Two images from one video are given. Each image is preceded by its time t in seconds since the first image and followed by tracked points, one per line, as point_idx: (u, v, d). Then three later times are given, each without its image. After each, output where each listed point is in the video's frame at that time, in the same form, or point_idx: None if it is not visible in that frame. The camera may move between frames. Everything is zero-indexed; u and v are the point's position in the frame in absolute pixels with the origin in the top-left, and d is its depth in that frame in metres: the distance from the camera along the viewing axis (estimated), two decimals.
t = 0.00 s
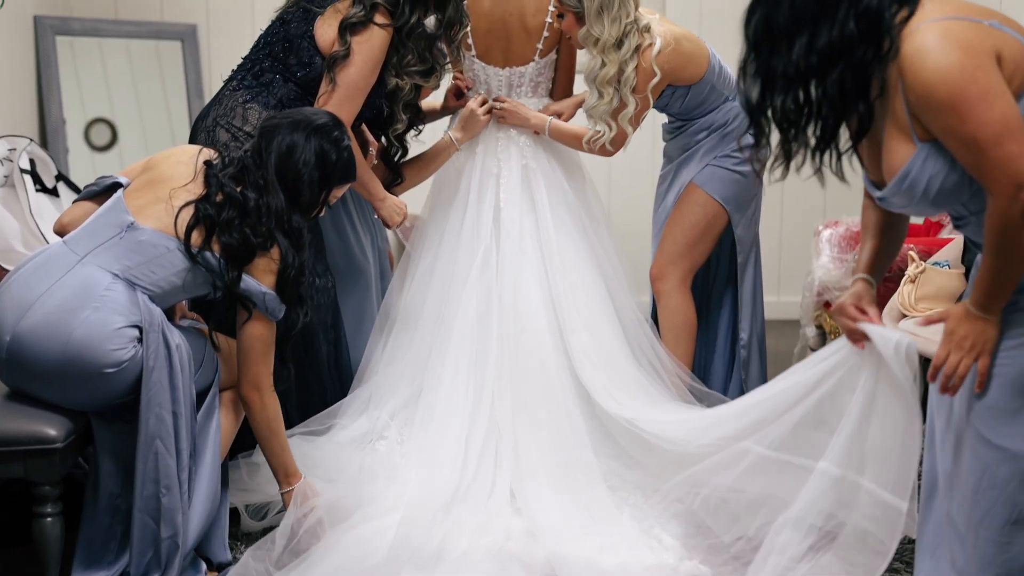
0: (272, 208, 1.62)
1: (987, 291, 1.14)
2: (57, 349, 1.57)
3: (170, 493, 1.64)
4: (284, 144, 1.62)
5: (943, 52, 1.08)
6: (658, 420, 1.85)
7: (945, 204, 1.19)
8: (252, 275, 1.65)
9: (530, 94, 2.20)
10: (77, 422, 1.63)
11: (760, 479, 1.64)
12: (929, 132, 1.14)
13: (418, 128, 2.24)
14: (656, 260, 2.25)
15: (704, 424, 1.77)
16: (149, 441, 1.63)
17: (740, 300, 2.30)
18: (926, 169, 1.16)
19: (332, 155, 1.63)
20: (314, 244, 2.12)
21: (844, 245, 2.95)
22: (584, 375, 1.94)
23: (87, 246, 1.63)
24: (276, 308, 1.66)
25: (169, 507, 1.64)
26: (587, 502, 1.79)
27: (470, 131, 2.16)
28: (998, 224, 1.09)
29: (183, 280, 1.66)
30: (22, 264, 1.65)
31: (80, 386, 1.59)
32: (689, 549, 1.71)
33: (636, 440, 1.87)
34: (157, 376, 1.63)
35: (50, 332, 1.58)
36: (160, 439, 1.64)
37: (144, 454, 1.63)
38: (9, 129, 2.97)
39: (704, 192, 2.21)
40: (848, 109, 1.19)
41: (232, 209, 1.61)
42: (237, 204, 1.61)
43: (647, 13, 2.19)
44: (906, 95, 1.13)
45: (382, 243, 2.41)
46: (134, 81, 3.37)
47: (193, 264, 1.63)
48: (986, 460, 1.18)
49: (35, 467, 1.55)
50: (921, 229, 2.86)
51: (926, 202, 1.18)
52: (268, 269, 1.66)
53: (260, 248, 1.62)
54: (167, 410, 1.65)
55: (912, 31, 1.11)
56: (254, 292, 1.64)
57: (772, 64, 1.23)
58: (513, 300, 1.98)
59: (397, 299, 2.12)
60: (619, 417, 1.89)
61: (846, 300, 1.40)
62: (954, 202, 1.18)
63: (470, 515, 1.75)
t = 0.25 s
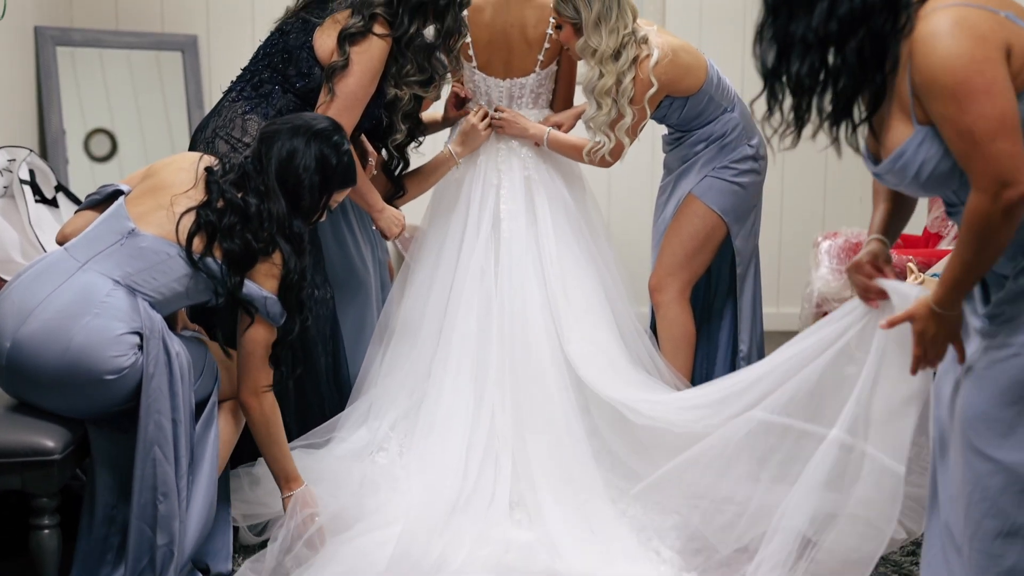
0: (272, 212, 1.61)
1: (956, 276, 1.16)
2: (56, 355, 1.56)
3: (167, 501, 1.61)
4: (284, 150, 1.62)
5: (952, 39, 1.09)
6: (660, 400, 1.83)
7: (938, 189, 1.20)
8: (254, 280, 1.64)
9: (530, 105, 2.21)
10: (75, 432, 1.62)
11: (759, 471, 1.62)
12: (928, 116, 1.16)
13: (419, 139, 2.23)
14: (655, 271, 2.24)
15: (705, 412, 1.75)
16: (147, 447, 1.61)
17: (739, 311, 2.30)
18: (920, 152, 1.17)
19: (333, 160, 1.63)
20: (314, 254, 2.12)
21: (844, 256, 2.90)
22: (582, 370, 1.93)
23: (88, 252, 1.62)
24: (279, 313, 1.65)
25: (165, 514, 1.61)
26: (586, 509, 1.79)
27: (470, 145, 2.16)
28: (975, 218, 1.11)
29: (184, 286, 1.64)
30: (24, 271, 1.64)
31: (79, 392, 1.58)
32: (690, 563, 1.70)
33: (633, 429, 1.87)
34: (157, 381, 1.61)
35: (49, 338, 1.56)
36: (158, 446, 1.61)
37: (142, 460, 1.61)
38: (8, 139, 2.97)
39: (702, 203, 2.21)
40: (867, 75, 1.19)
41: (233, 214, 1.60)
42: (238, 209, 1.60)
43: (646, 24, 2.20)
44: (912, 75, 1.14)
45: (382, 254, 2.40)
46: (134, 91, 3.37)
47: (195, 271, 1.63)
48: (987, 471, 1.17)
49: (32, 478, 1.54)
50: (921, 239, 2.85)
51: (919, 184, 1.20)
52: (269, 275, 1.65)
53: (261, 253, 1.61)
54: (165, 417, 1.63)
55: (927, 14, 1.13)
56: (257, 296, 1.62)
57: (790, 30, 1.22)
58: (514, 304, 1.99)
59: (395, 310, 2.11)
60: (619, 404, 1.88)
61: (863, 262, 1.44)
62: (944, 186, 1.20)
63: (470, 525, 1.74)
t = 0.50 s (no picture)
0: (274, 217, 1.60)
1: (946, 266, 1.16)
2: (53, 356, 1.51)
3: (162, 504, 1.56)
4: (285, 152, 1.60)
5: (964, 26, 1.07)
6: (665, 389, 1.82)
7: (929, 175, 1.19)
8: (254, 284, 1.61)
9: (531, 117, 2.20)
10: (74, 441, 1.61)
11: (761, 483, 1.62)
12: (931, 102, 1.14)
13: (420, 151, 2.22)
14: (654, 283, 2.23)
15: (712, 398, 1.74)
16: (143, 450, 1.56)
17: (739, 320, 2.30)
18: (918, 135, 1.16)
19: (333, 160, 1.62)
20: (314, 264, 2.12)
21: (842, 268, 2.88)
22: (588, 370, 1.93)
23: (89, 253, 1.57)
24: (278, 316, 1.63)
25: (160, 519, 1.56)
26: (585, 518, 1.79)
27: (471, 155, 2.16)
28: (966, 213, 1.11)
29: (184, 289, 1.60)
30: (23, 273, 1.60)
31: (77, 394, 1.53)
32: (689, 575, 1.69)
33: (631, 427, 1.87)
34: (156, 385, 1.56)
35: (46, 338, 1.52)
36: (155, 448, 1.56)
37: (138, 463, 1.56)
38: (8, 149, 2.97)
39: (701, 214, 2.21)
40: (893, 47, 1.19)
41: (234, 219, 1.58)
42: (238, 213, 1.58)
43: (644, 36, 2.20)
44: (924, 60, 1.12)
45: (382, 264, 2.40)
46: (134, 101, 3.37)
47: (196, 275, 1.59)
48: (980, 485, 1.17)
49: (30, 488, 1.53)
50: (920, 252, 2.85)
51: (910, 167, 1.19)
52: (271, 279, 1.62)
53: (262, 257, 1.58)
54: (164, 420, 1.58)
55: None
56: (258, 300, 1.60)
57: None
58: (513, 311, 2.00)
59: (395, 320, 2.11)
60: (624, 397, 1.87)
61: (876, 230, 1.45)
62: (937, 173, 1.19)
63: (469, 535, 1.74)
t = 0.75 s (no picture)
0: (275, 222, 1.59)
1: (948, 259, 1.18)
2: (50, 358, 1.50)
3: (157, 507, 1.53)
4: (288, 154, 1.60)
5: (982, 17, 1.07)
6: (673, 386, 1.81)
7: (929, 160, 1.23)
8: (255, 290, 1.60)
9: (532, 126, 2.21)
10: (74, 450, 1.60)
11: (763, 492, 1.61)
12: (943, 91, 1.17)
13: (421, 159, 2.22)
14: (653, 293, 2.23)
15: (721, 390, 1.73)
16: (138, 453, 1.53)
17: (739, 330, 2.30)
18: (926, 120, 1.19)
19: (335, 164, 1.61)
20: (314, 275, 2.12)
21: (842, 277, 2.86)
22: (594, 373, 1.92)
23: (89, 258, 1.57)
24: (276, 325, 1.62)
25: (154, 522, 1.53)
26: (582, 526, 1.79)
27: (471, 162, 2.17)
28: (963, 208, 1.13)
29: (184, 293, 1.59)
30: (23, 279, 1.59)
31: (73, 398, 1.52)
32: None
33: (626, 428, 1.88)
34: (155, 389, 1.55)
35: (43, 340, 1.50)
36: (150, 452, 1.54)
37: (133, 466, 1.53)
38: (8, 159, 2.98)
39: (700, 224, 2.21)
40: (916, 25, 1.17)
41: (233, 225, 1.57)
42: (238, 219, 1.57)
43: (641, 46, 2.21)
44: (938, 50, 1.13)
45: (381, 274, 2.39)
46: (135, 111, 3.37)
47: (195, 277, 1.58)
48: (977, 500, 1.19)
49: (29, 498, 1.53)
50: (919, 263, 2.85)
51: (912, 150, 1.23)
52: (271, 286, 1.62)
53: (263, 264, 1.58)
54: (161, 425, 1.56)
55: None
56: (258, 306, 1.59)
57: None
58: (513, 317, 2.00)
59: (393, 331, 2.11)
60: (631, 397, 1.86)
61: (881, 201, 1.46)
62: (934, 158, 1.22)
63: (468, 543, 1.74)
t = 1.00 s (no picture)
0: (279, 238, 1.57)
1: (949, 248, 1.22)
2: (47, 362, 1.50)
3: (152, 514, 1.52)
4: (306, 156, 1.56)
5: (1007, 14, 1.11)
6: (682, 389, 1.80)
7: (926, 147, 1.27)
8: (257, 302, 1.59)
9: (532, 136, 2.22)
10: (73, 459, 1.60)
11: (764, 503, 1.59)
12: (960, 82, 1.19)
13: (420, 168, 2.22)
14: (652, 302, 2.23)
15: (727, 391, 1.72)
16: (132, 458, 1.53)
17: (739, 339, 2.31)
18: (935, 109, 1.22)
19: (338, 176, 1.58)
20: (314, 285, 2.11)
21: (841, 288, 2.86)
22: (600, 378, 1.92)
23: (89, 262, 1.57)
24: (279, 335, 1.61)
25: (149, 529, 1.52)
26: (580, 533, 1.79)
27: (471, 168, 2.17)
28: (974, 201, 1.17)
29: (182, 299, 1.58)
30: (24, 282, 1.59)
31: (68, 401, 1.52)
32: None
33: (627, 432, 1.88)
34: (150, 395, 1.54)
35: (40, 343, 1.50)
36: (145, 458, 1.53)
37: (127, 472, 1.53)
38: (8, 168, 2.98)
39: (699, 234, 2.21)
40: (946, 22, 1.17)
41: (233, 244, 1.56)
42: (238, 237, 1.56)
43: (640, 56, 2.21)
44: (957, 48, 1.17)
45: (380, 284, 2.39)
46: (134, 119, 3.37)
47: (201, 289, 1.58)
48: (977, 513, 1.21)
49: (27, 508, 1.52)
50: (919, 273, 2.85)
51: (913, 135, 1.26)
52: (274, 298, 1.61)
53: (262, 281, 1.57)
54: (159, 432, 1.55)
55: None
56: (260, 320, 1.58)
57: None
58: (514, 323, 2.00)
59: (393, 339, 2.11)
60: (641, 403, 1.85)
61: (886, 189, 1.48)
62: (935, 148, 1.25)
63: (467, 552, 1.76)
